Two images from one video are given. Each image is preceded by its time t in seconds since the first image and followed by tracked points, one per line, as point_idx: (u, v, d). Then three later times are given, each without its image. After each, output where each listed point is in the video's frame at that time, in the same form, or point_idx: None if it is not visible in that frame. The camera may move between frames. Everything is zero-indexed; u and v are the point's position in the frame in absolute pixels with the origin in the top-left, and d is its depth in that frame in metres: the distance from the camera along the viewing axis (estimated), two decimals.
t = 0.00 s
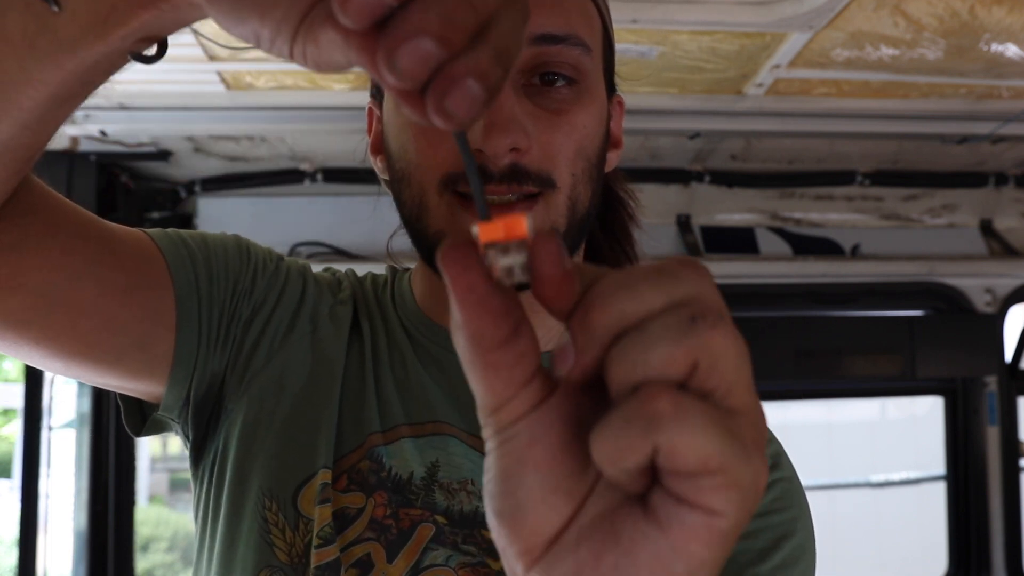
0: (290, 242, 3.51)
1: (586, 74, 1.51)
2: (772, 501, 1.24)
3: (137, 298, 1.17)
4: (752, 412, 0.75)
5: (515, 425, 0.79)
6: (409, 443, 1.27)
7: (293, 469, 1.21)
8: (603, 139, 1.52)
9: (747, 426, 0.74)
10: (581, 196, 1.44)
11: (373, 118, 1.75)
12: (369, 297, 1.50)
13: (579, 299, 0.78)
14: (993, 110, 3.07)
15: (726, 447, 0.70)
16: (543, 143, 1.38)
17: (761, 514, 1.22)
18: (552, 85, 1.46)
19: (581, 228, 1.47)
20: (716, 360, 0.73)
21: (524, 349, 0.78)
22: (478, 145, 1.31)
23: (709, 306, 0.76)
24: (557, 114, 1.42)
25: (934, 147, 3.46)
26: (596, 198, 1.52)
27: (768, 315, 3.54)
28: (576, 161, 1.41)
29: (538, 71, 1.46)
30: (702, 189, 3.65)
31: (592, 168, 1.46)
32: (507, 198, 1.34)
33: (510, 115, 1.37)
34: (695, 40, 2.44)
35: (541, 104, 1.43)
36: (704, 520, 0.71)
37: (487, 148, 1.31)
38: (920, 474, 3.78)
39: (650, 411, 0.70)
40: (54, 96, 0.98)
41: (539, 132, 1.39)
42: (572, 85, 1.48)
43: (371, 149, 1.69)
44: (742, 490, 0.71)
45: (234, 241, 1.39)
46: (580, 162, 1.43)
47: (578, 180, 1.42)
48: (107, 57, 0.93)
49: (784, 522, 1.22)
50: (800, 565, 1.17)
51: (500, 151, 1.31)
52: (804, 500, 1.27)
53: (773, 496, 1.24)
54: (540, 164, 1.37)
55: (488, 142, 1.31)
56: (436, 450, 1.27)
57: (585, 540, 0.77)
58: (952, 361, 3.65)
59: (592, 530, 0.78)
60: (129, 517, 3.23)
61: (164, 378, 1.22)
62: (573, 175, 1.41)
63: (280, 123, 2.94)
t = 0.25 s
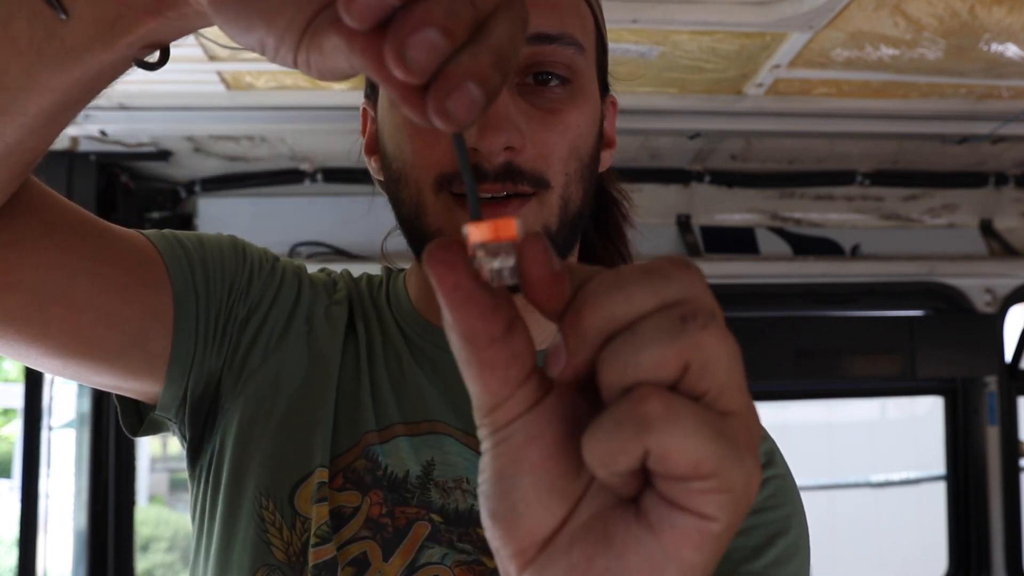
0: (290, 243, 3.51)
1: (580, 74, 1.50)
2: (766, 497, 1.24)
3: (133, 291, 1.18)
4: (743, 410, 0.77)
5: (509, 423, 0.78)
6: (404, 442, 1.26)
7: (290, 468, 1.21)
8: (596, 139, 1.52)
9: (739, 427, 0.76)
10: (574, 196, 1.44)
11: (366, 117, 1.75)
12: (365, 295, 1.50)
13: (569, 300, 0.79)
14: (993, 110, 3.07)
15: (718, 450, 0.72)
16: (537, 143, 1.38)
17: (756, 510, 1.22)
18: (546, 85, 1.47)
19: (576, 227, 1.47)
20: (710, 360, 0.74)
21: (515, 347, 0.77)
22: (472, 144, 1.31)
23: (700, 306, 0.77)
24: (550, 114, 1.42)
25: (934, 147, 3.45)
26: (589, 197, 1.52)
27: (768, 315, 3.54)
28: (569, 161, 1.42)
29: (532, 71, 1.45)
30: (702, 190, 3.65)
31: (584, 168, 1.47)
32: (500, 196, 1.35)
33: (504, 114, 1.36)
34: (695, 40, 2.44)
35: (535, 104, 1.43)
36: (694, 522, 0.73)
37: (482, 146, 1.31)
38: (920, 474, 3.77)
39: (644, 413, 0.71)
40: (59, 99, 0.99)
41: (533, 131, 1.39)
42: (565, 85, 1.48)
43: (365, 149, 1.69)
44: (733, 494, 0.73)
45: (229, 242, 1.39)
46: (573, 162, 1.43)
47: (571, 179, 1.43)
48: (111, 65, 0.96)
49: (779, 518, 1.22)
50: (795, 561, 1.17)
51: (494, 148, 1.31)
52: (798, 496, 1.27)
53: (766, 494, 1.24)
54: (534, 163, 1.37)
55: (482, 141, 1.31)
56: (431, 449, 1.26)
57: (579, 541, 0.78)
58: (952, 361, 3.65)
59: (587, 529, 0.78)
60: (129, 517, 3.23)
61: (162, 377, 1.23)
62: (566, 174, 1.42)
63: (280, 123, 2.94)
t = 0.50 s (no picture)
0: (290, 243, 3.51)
1: (591, 71, 1.49)
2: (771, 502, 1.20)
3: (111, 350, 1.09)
4: (784, 478, 0.73)
5: (525, 505, 0.70)
6: (401, 443, 1.27)
7: (288, 473, 1.21)
8: (603, 137, 1.53)
9: (776, 498, 0.71)
10: (579, 195, 1.46)
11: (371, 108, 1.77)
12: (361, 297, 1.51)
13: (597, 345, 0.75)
14: (993, 110, 3.07)
15: (758, 530, 0.68)
16: (545, 139, 1.40)
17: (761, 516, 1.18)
18: (557, 81, 1.46)
19: (579, 225, 1.48)
20: (746, 430, 0.70)
21: (542, 420, 0.68)
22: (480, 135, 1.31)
23: (735, 365, 0.72)
24: (560, 110, 1.43)
25: (934, 147, 3.46)
26: (594, 196, 1.54)
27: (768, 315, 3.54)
28: (575, 159, 1.43)
29: (542, 67, 1.45)
30: (702, 190, 3.65)
31: (590, 166, 1.48)
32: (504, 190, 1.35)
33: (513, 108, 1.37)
34: (695, 40, 2.44)
35: (544, 100, 1.43)
36: None
37: (490, 137, 1.31)
38: (920, 474, 3.77)
39: (682, 496, 0.67)
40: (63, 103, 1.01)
41: (541, 127, 1.40)
42: (576, 81, 1.47)
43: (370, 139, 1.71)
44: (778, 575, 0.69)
45: (201, 268, 1.35)
46: (579, 160, 1.45)
47: (576, 177, 1.44)
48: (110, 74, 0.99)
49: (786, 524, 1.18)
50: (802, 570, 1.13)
51: (503, 139, 1.31)
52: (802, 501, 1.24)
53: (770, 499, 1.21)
54: (541, 159, 1.38)
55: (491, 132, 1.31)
56: (429, 450, 1.27)
57: None
58: (952, 361, 3.65)
59: None
60: (129, 517, 3.17)
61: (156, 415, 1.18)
62: (572, 172, 1.43)
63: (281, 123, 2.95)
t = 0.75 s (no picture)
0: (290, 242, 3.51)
1: (588, 71, 1.49)
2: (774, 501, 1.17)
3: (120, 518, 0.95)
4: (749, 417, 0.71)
5: (508, 463, 0.70)
6: (392, 457, 1.28)
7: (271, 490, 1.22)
8: (600, 138, 1.51)
9: (747, 425, 0.70)
10: (573, 197, 1.45)
11: (368, 105, 1.78)
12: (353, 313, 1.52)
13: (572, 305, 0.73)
14: (993, 110, 3.07)
15: (734, 449, 0.66)
16: (539, 138, 1.38)
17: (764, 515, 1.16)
18: (553, 80, 1.45)
19: (573, 227, 1.48)
20: (710, 357, 0.69)
21: (514, 369, 0.71)
22: (473, 134, 1.31)
23: (694, 306, 0.71)
24: (556, 109, 1.42)
25: (934, 147, 3.46)
26: (589, 197, 1.53)
27: (767, 315, 3.55)
28: (570, 160, 1.42)
29: (538, 65, 1.44)
30: (702, 190, 3.65)
31: (586, 167, 1.47)
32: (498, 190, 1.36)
33: (507, 106, 1.36)
34: (695, 40, 2.44)
35: (540, 98, 1.42)
36: (726, 529, 0.65)
37: (482, 136, 1.30)
38: (920, 474, 3.77)
39: (658, 421, 0.65)
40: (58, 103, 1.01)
41: (534, 125, 1.39)
42: (572, 81, 1.46)
43: (368, 136, 1.73)
44: (758, 492, 0.67)
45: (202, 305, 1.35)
46: (574, 161, 1.43)
47: (570, 178, 1.44)
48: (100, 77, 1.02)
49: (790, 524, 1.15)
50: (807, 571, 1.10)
51: (496, 139, 1.31)
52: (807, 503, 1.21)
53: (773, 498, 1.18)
54: (534, 159, 1.37)
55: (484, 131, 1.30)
56: (421, 460, 1.27)
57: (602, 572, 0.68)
58: (952, 361, 3.65)
59: (605, 561, 0.68)
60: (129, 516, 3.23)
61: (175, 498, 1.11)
62: (566, 173, 1.42)
63: (282, 123, 2.95)
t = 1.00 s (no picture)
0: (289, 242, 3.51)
1: (580, 75, 1.49)
2: (768, 501, 1.15)
3: None
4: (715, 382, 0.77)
5: (512, 451, 0.73)
6: (385, 465, 1.25)
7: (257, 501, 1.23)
8: (592, 143, 1.51)
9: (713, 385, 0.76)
10: (567, 203, 1.45)
11: (357, 106, 1.78)
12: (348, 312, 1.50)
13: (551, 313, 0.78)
14: (993, 110, 3.07)
15: (707, 399, 0.72)
16: (530, 145, 1.38)
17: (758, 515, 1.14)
18: (544, 86, 1.45)
19: (565, 233, 1.47)
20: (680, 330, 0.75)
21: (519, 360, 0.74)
22: (462, 144, 1.33)
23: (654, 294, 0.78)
24: (546, 116, 1.42)
25: (934, 147, 3.45)
26: (583, 202, 1.53)
27: (767, 315, 3.54)
28: (562, 167, 1.42)
29: (529, 71, 1.44)
30: (702, 190, 3.65)
31: (579, 173, 1.46)
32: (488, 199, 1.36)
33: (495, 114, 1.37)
34: (695, 40, 2.44)
35: (530, 104, 1.42)
36: (712, 471, 0.70)
37: (471, 148, 1.32)
38: (920, 474, 3.77)
39: (642, 386, 0.70)
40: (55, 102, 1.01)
41: (525, 132, 1.39)
42: (563, 86, 1.46)
43: (355, 139, 1.73)
44: (733, 437, 0.72)
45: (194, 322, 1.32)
46: (567, 167, 1.43)
47: (563, 185, 1.43)
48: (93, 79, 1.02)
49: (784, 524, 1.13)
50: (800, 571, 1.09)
51: (486, 150, 1.32)
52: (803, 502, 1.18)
53: (767, 498, 1.16)
54: (524, 167, 1.37)
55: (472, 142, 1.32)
56: (414, 469, 1.25)
57: (612, 533, 0.71)
58: (952, 361, 3.65)
59: (610, 524, 0.71)
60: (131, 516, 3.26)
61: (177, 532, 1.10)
62: (558, 180, 1.42)
63: (283, 123, 2.95)
